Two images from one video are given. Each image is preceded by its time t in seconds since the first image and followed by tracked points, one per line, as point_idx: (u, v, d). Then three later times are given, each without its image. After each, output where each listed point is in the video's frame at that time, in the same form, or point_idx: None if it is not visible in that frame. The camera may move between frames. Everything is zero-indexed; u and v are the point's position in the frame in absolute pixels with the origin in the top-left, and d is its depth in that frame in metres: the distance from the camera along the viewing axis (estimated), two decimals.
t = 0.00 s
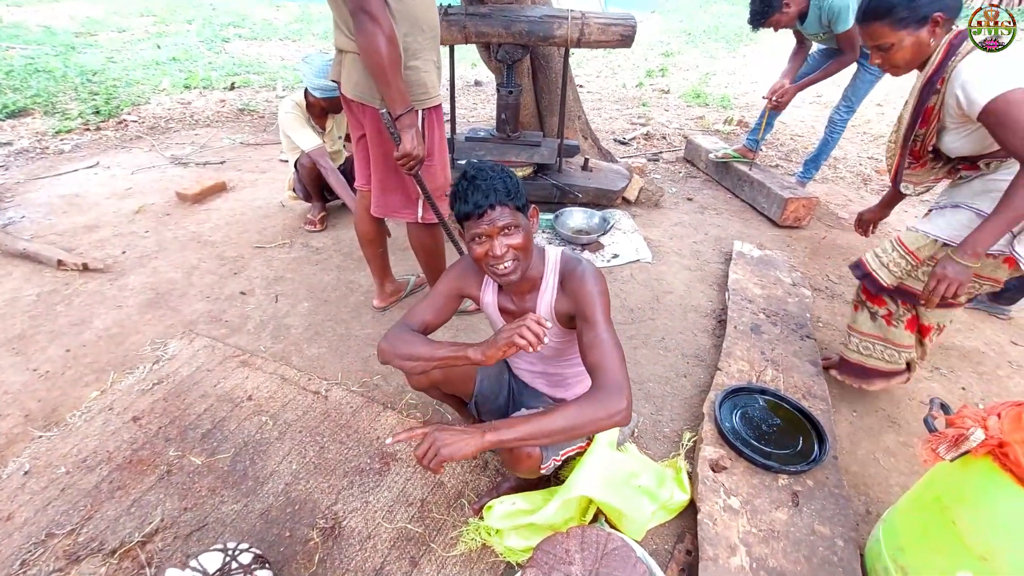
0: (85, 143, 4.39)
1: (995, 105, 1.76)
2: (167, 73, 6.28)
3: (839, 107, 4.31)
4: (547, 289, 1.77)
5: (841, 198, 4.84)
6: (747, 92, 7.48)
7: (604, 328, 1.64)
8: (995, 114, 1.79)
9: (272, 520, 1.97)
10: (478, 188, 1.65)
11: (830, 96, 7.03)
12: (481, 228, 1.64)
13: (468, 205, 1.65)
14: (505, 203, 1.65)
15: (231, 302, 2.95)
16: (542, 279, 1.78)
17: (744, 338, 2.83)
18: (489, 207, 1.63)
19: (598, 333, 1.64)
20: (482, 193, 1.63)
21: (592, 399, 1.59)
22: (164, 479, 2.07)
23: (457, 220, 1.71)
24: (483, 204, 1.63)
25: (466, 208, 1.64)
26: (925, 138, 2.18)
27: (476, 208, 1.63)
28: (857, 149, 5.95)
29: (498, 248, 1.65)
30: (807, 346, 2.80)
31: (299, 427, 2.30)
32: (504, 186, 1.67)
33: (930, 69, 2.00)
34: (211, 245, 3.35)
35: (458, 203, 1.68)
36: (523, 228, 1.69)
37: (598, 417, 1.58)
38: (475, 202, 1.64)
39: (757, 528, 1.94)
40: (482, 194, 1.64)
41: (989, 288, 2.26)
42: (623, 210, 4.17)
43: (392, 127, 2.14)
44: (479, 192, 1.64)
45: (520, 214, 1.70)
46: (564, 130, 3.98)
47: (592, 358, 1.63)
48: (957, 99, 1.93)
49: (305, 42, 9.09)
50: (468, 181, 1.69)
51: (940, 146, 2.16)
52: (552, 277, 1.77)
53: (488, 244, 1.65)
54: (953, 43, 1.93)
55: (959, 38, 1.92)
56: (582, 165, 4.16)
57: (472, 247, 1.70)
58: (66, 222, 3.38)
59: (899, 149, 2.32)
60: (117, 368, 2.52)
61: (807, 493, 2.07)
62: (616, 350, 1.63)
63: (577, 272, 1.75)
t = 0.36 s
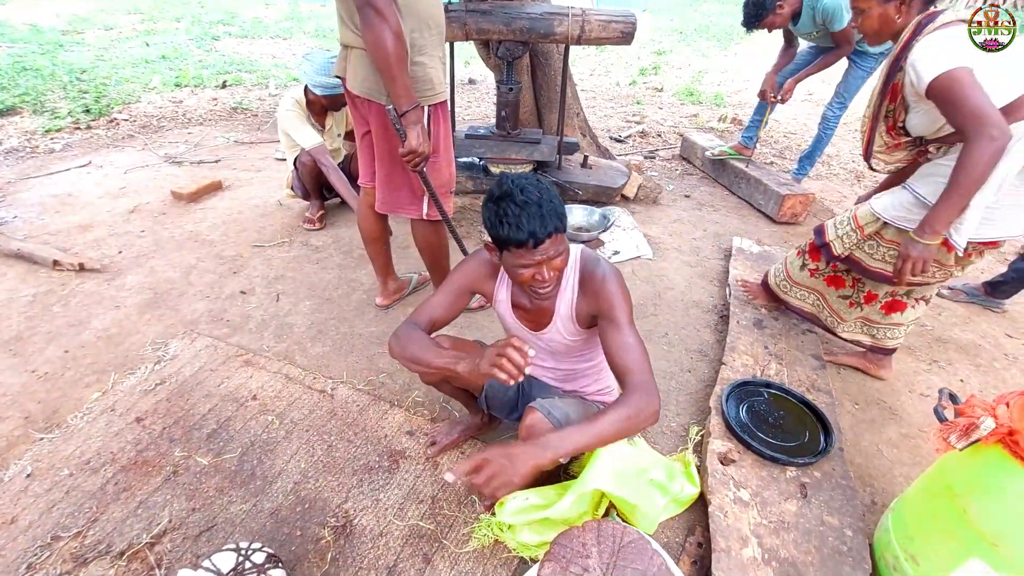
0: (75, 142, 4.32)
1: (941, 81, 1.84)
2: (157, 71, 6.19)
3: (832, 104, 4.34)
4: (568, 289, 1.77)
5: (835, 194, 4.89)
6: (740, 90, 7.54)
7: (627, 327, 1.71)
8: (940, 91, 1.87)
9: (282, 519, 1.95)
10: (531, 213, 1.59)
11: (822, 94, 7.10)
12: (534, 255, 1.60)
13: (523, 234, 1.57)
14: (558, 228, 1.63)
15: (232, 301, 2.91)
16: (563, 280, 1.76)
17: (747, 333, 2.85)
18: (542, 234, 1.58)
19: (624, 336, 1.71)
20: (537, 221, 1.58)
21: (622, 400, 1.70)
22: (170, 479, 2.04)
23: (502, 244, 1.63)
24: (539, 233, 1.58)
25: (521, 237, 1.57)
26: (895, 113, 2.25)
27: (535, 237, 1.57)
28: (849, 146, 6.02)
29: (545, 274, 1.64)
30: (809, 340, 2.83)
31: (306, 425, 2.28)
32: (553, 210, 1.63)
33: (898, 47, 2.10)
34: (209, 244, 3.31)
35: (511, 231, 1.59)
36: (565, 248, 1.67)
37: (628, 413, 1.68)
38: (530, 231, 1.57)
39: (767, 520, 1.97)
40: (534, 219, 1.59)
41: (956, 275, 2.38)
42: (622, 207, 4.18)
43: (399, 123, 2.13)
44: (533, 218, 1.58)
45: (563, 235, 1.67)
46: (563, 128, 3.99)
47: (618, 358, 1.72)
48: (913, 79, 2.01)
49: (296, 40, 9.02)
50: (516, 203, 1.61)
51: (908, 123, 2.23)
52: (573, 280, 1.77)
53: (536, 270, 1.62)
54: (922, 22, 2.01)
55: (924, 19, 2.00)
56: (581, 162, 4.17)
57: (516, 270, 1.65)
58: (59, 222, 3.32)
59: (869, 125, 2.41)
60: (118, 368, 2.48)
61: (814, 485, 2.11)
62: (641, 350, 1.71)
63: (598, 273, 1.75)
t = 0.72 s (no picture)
0: (77, 135, 4.33)
1: (855, 69, 2.04)
2: (159, 64, 6.20)
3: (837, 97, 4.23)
4: (601, 300, 1.82)
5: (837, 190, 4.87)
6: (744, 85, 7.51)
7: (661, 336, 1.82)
8: (854, 80, 2.07)
9: (280, 510, 1.96)
10: (585, 230, 1.57)
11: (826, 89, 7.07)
12: (582, 274, 1.61)
13: (574, 251, 1.57)
14: (609, 246, 1.62)
15: (232, 294, 2.92)
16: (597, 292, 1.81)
17: (746, 328, 2.86)
18: (593, 255, 1.58)
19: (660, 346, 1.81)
20: (590, 238, 1.57)
21: (698, 429, 1.69)
22: (169, 471, 2.06)
23: (550, 259, 1.61)
24: (592, 253, 1.57)
25: (572, 255, 1.56)
26: (828, 102, 2.38)
27: (585, 255, 1.56)
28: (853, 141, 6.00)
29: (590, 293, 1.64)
30: (808, 335, 2.84)
31: (305, 418, 2.29)
32: (606, 229, 1.61)
33: (819, 41, 2.29)
34: (209, 238, 3.32)
35: (565, 249, 1.57)
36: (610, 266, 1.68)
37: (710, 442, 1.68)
38: (582, 248, 1.57)
39: (761, 513, 1.99)
40: (587, 237, 1.57)
41: (921, 242, 2.54)
42: (623, 202, 4.18)
43: (398, 115, 2.12)
44: (586, 235, 1.57)
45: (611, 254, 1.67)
46: (565, 122, 3.98)
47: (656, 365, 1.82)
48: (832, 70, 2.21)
49: (299, 33, 9.01)
50: (570, 219, 1.59)
51: (840, 110, 2.35)
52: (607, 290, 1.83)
53: (580, 287, 1.63)
54: (836, 16, 2.22)
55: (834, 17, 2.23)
56: (583, 156, 4.10)
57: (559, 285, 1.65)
58: (60, 215, 3.34)
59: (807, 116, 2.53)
60: (118, 361, 2.49)
61: (810, 478, 2.12)
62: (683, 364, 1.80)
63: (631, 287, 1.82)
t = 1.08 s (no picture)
0: (60, 115, 4.29)
1: (792, 14, 2.17)
2: (144, 42, 6.10)
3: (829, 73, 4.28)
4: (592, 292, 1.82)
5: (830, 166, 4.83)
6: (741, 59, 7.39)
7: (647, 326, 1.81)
8: (792, 26, 2.20)
9: (262, 485, 2.00)
10: (585, 227, 1.52)
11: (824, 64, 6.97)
12: (576, 270, 1.58)
13: (570, 246, 1.52)
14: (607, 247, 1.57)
15: (217, 274, 2.93)
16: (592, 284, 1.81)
17: (728, 305, 2.89)
18: (589, 253, 1.54)
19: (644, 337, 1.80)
20: (589, 236, 1.52)
21: (671, 420, 1.73)
22: (153, 447, 2.10)
23: (545, 250, 1.58)
24: (588, 250, 1.53)
25: (567, 250, 1.52)
26: (776, 50, 2.49)
27: (582, 253, 1.53)
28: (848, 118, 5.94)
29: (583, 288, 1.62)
30: (790, 311, 2.88)
31: (288, 395, 2.32)
32: (607, 227, 1.55)
33: None
34: (194, 218, 3.32)
35: (563, 244, 1.52)
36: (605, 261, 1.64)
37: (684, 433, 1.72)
38: (578, 244, 1.52)
39: (732, 483, 2.07)
40: (585, 234, 1.52)
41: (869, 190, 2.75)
42: (612, 179, 4.17)
43: (372, 89, 2.11)
44: (585, 232, 1.52)
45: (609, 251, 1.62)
46: (552, 98, 3.94)
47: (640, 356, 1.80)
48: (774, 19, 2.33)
49: (288, 9, 8.85)
50: (570, 214, 1.53)
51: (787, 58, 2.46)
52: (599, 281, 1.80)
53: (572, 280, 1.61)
54: None
55: None
56: (570, 134, 4.05)
57: (552, 277, 1.63)
58: (44, 196, 3.33)
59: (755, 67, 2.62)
60: (103, 340, 2.52)
61: (782, 450, 2.20)
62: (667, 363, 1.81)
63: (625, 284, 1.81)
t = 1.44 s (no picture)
0: (57, 81, 4.29)
1: None
2: (140, 7, 6.04)
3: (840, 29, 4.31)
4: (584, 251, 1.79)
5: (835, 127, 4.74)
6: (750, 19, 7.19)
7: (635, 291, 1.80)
8: None
9: (258, 436, 2.07)
10: (566, 182, 1.44)
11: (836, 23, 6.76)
12: (558, 229, 1.51)
13: (549, 201, 1.45)
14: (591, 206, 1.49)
15: (214, 237, 2.97)
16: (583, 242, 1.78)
17: (721, 264, 2.90)
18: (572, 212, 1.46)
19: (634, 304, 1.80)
20: (571, 192, 1.44)
21: (642, 383, 1.75)
22: (153, 401, 2.17)
23: (527, 205, 1.51)
24: (569, 207, 1.46)
25: (547, 206, 1.45)
26: None
27: (564, 210, 1.45)
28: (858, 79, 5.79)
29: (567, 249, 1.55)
30: (782, 270, 2.89)
31: (283, 351, 2.38)
32: (592, 183, 1.47)
33: None
34: (191, 182, 3.34)
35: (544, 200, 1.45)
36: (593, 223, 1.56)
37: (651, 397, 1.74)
38: (558, 199, 1.44)
39: (715, 434, 2.13)
40: (567, 189, 1.44)
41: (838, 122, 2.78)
42: (610, 141, 4.12)
43: (356, 43, 2.11)
44: (566, 188, 1.44)
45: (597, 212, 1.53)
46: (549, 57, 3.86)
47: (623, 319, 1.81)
48: None
49: None
50: (552, 167, 1.45)
51: None
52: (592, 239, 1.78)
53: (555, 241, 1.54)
54: None
55: None
56: (568, 93, 3.98)
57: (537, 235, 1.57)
58: (42, 161, 3.36)
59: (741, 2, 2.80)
60: (103, 301, 2.58)
61: (766, 403, 2.25)
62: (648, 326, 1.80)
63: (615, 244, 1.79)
